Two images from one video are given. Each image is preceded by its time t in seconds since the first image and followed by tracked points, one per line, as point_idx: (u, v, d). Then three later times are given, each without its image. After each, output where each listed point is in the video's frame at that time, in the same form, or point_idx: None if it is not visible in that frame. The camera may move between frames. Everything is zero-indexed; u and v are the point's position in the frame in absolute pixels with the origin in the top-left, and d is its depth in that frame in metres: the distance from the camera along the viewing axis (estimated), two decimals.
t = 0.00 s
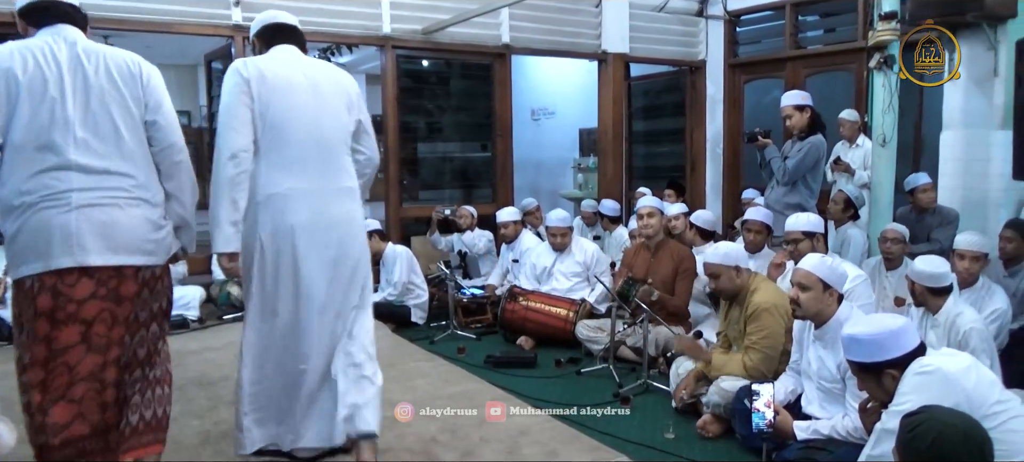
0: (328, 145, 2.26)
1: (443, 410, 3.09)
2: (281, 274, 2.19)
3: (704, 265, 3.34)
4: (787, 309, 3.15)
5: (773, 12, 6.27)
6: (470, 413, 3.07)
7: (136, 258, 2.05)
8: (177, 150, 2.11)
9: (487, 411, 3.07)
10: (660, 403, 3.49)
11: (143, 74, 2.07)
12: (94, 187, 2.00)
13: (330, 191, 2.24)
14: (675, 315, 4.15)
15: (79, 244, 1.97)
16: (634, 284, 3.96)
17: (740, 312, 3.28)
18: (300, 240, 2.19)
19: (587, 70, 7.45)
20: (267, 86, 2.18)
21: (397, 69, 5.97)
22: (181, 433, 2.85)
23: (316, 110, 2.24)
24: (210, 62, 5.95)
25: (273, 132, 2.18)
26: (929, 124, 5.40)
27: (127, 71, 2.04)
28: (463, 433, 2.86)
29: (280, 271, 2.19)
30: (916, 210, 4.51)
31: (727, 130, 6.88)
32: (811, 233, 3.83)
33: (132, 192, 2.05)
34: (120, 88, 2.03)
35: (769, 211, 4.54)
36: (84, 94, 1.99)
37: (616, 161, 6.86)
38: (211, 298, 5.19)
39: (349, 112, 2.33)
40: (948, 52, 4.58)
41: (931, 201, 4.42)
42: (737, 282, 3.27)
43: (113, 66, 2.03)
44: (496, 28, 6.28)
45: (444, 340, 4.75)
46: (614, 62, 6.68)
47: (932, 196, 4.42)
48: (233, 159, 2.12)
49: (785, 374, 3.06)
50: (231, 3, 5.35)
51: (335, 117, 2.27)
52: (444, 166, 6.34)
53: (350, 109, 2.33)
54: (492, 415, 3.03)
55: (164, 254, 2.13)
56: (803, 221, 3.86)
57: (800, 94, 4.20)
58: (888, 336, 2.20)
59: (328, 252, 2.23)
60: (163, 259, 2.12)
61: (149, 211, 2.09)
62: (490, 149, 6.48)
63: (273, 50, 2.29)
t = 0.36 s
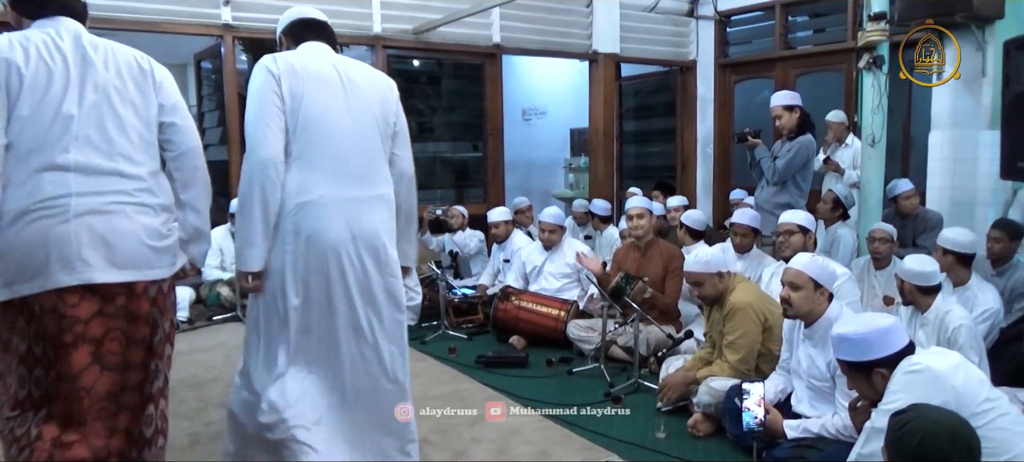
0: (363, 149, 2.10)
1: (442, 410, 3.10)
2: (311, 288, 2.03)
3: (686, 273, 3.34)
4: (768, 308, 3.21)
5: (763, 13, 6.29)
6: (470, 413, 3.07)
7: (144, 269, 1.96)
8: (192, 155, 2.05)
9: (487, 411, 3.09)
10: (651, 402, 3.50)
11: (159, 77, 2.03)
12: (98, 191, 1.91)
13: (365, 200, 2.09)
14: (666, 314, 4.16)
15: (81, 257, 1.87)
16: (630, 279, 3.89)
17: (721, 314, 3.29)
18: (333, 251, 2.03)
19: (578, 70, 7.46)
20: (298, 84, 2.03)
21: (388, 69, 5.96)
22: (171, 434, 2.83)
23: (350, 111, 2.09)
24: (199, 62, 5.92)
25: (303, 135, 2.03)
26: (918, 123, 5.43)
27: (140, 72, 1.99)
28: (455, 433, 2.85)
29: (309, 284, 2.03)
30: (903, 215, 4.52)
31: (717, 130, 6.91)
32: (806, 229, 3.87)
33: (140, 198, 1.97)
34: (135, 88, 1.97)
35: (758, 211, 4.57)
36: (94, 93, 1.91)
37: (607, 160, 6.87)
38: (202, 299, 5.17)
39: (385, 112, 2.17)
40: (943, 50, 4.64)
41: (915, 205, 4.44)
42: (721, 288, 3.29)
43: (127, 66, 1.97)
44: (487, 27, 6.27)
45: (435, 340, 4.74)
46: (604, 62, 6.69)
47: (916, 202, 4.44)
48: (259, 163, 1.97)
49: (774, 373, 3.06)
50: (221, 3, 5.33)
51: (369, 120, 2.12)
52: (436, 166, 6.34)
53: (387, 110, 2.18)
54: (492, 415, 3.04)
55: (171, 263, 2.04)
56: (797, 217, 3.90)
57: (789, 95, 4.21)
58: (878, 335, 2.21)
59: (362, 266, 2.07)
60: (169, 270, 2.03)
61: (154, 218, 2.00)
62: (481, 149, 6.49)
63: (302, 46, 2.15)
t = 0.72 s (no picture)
0: (360, 142, 1.94)
1: (443, 410, 3.09)
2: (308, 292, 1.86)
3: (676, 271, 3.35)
4: (758, 307, 3.22)
5: (752, 13, 6.31)
6: (470, 413, 3.06)
7: (117, 294, 1.71)
8: (170, 166, 1.77)
9: (486, 411, 3.07)
10: (641, 401, 3.51)
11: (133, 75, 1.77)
12: (58, 205, 1.65)
13: (364, 195, 1.92)
14: (656, 313, 4.17)
15: (36, 277, 1.61)
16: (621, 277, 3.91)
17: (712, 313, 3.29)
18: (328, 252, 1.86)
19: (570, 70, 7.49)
20: (284, 74, 1.88)
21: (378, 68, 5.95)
22: (159, 435, 2.81)
23: (345, 102, 1.93)
24: (188, 61, 5.90)
25: (290, 128, 1.87)
26: (906, 123, 5.48)
27: (105, 69, 1.72)
28: (446, 433, 2.84)
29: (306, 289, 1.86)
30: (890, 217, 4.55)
31: (707, 130, 6.92)
32: (792, 227, 3.89)
33: (111, 212, 1.70)
34: (99, 87, 1.71)
35: (747, 210, 4.59)
36: (50, 93, 1.66)
37: (597, 160, 6.87)
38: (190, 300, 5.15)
39: (384, 103, 2.02)
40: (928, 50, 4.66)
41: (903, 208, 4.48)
42: (712, 286, 3.29)
43: (92, 61, 1.71)
44: (477, 27, 6.26)
45: (426, 340, 4.74)
46: (594, 62, 6.70)
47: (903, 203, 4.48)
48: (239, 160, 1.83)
49: (764, 372, 3.08)
50: (209, 2, 5.31)
51: (367, 110, 1.96)
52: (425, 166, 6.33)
53: (385, 99, 2.02)
54: (492, 415, 3.02)
55: (150, 290, 1.78)
56: (784, 214, 3.91)
57: (777, 95, 4.23)
58: (867, 334, 2.22)
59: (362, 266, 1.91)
60: (148, 297, 1.78)
61: (127, 236, 1.73)
62: (471, 148, 6.49)
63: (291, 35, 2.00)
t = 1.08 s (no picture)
0: (392, 139, 1.69)
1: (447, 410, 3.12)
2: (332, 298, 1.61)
3: (675, 261, 3.40)
4: (749, 307, 3.22)
5: (740, 14, 6.34)
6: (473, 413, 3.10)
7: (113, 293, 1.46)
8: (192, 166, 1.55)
9: (487, 411, 3.10)
10: (630, 401, 3.51)
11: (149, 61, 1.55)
12: (54, 192, 1.40)
13: (398, 194, 1.68)
14: (644, 312, 4.18)
15: (27, 276, 1.36)
16: (608, 271, 3.92)
17: (703, 311, 3.31)
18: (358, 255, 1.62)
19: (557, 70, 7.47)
20: (312, 61, 1.64)
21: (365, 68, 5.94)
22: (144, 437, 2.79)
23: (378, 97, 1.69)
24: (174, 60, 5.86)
25: (318, 122, 1.62)
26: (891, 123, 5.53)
27: (119, 51, 1.50)
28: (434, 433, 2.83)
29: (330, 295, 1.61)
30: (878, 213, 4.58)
31: (695, 129, 6.95)
32: (782, 226, 3.90)
33: (108, 205, 1.46)
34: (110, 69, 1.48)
35: (735, 210, 4.60)
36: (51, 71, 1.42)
37: (585, 159, 6.88)
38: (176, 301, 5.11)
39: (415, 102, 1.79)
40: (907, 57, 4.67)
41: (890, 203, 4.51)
42: (704, 284, 3.30)
43: (103, 42, 1.49)
44: (466, 27, 6.26)
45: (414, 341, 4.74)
46: (583, 62, 6.70)
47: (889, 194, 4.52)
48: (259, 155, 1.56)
49: (752, 371, 3.09)
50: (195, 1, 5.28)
51: (399, 107, 1.72)
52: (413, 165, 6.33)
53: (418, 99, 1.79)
54: (493, 415, 3.05)
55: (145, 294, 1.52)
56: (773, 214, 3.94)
57: (764, 95, 4.26)
58: (852, 331, 2.24)
59: (396, 273, 1.66)
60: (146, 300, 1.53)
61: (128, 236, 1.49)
62: (459, 148, 6.49)
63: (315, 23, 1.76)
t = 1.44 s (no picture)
0: (359, 141, 1.60)
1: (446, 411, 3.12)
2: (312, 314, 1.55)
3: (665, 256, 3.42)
4: (739, 307, 3.23)
5: (727, 14, 6.37)
6: (471, 413, 3.11)
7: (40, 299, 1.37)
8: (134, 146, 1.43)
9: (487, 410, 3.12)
10: (619, 400, 3.52)
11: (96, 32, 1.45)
12: None
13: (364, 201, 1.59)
14: (633, 312, 4.18)
15: None
16: (602, 276, 3.90)
17: (693, 310, 3.32)
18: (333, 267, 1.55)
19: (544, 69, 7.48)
20: (269, 64, 1.57)
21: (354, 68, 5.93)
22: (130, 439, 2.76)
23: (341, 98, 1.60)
24: (160, 60, 5.81)
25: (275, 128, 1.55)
26: (877, 123, 5.56)
27: (48, 27, 1.40)
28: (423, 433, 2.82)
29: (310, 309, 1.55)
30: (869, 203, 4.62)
31: (683, 129, 6.97)
32: (775, 223, 3.92)
33: (37, 203, 1.37)
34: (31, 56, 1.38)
35: (723, 209, 4.61)
36: None
37: (574, 159, 6.89)
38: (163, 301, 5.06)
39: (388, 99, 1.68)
40: (907, 57, 4.58)
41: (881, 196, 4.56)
42: (691, 283, 3.32)
43: (30, 21, 1.39)
44: (454, 26, 6.25)
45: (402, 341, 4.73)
46: (571, 62, 6.71)
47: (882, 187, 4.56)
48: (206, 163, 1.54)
49: (740, 370, 3.11)
50: None
51: (365, 107, 1.63)
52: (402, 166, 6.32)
53: (390, 95, 1.69)
54: (492, 414, 3.07)
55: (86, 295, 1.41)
56: (767, 211, 3.96)
57: (752, 95, 4.28)
58: (839, 330, 2.25)
59: (372, 283, 1.58)
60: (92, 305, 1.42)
61: (66, 232, 1.40)
62: (448, 148, 6.49)
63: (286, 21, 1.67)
